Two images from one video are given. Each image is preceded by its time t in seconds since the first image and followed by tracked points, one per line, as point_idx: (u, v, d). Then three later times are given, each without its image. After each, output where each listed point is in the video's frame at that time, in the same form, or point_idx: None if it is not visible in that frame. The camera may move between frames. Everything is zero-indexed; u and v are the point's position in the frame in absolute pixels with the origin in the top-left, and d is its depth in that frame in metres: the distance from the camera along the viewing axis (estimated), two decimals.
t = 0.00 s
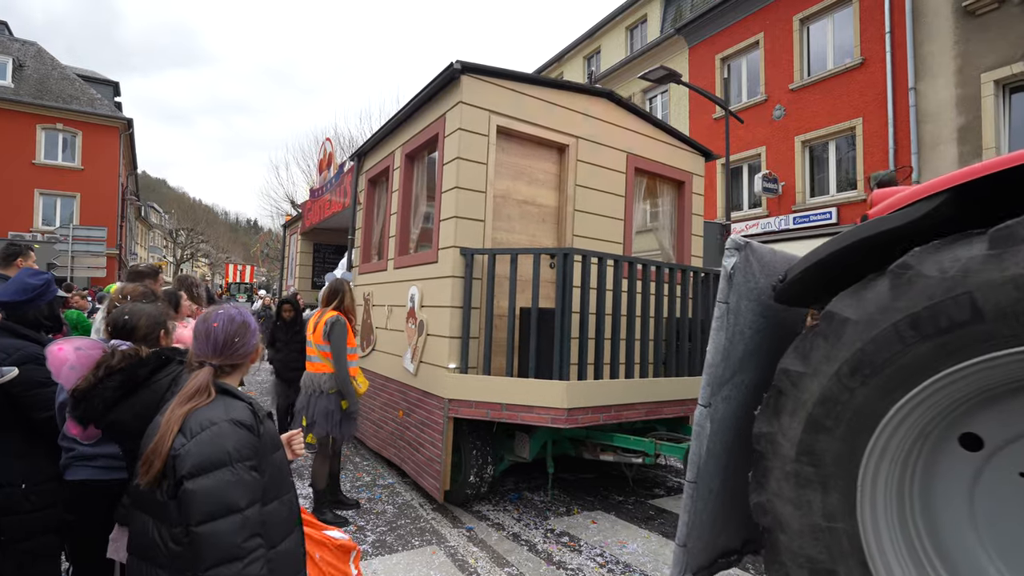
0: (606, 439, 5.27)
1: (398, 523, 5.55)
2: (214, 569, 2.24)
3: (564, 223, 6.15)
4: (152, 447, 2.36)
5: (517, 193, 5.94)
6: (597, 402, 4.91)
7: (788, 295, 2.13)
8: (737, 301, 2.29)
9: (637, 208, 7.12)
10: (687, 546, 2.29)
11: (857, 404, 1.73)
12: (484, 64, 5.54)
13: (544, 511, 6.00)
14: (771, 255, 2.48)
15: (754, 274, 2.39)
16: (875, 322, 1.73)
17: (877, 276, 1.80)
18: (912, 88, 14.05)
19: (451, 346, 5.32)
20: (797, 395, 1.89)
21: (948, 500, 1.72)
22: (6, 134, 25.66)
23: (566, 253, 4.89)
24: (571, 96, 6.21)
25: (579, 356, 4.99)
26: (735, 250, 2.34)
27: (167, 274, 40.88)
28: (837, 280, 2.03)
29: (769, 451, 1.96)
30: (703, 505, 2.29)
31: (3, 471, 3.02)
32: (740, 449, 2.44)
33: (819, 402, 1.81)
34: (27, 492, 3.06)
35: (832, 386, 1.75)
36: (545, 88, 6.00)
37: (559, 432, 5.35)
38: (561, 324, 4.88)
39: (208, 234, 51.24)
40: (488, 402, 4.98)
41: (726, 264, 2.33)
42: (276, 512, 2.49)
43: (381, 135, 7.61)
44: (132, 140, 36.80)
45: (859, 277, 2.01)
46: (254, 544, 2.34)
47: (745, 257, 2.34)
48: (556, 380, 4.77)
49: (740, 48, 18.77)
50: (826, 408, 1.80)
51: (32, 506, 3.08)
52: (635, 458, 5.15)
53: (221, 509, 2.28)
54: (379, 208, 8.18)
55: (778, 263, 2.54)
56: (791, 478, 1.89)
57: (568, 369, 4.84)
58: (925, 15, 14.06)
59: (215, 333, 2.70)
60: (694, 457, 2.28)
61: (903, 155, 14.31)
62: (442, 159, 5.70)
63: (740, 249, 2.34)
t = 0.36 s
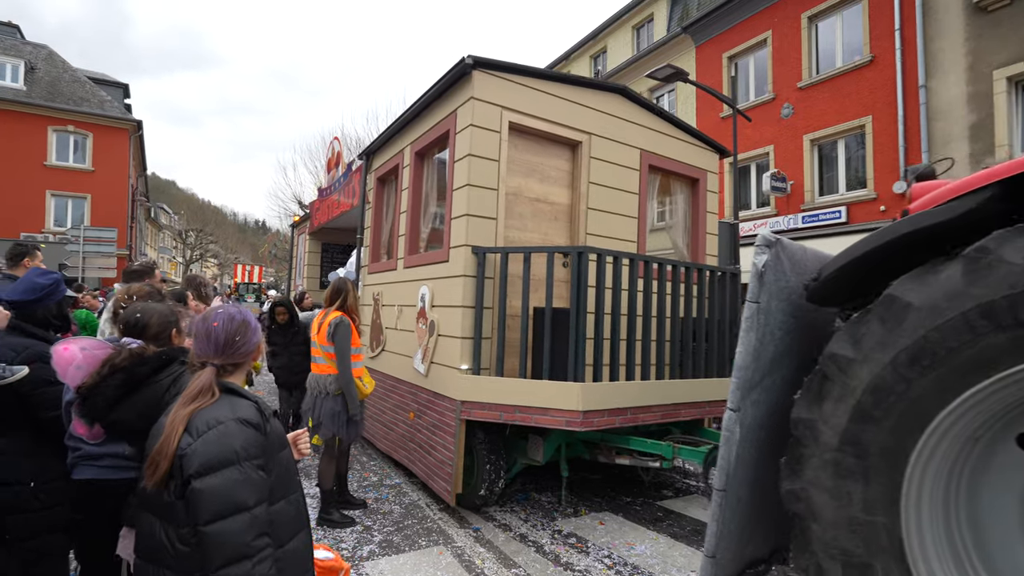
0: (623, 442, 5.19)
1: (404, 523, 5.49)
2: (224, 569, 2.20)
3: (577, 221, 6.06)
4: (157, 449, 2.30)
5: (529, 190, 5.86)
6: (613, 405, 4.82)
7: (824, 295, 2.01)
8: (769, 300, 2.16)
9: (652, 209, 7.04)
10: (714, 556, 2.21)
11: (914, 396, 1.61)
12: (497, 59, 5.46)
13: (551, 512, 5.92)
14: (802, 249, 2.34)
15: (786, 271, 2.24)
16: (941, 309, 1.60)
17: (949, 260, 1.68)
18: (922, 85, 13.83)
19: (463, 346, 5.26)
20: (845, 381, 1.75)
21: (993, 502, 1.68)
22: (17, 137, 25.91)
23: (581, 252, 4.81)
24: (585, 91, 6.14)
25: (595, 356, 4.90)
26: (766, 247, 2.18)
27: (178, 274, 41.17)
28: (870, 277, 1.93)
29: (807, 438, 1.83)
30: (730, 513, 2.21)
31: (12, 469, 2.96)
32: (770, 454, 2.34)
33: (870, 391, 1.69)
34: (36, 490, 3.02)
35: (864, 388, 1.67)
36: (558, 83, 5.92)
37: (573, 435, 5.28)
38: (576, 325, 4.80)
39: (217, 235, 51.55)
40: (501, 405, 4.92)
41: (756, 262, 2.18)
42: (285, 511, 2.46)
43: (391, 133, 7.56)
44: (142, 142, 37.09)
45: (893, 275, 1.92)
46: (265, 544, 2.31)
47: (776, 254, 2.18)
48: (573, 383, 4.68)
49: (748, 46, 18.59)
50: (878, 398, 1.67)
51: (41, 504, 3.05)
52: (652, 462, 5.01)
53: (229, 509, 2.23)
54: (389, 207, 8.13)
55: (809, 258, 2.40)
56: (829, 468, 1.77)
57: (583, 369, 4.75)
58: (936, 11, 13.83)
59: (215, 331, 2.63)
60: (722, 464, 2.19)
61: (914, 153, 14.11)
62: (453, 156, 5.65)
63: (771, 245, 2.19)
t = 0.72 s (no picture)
0: (654, 447, 5.09)
1: (425, 522, 5.47)
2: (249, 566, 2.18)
3: (605, 218, 5.97)
4: (181, 446, 2.29)
5: (556, 186, 5.78)
6: (646, 408, 4.71)
7: (882, 290, 1.90)
8: (823, 297, 2.05)
9: (680, 200, 6.90)
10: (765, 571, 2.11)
11: (1011, 384, 1.48)
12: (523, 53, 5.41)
13: (572, 513, 5.83)
14: (863, 245, 2.19)
15: (843, 267, 2.11)
16: None
17: None
18: (956, 77, 13.36)
19: (489, 347, 5.21)
20: (924, 368, 1.64)
21: None
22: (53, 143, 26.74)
23: (611, 250, 4.71)
24: (616, 86, 6.07)
25: (626, 357, 4.80)
26: (821, 240, 2.07)
27: (206, 275, 42.12)
28: (925, 275, 1.81)
29: (875, 424, 1.72)
30: (781, 525, 2.10)
31: (47, 464, 2.97)
32: (827, 464, 2.19)
33: (957, 378, 1.56)
34: (69, 484, 3.01)
35: (925, 387, 1.54)
36: (584, 77, 5.85)
37: (602, 438, 5.18)
38: (607, 323, 4.71)
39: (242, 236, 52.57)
40: (527, 407, 4.85)
41: (810, 257, 2.07)
42: (308, 508, 2.43)
43: (414, 131, 7.57)
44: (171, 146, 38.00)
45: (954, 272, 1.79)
46: (289, 541, 2.28)
47: (832, 248, 2.06)
48: (601, 385, 4.58)
49: (773, 40, 18.18)
50: (964, 387, 1.55)
51: (74, 497, 3.03)
52: (686, 467, 4.90)
53: (253, 505, 2.20)
54: (411, 206, 8.13)
55: (869, 256, 2.23)
56: (901, 458, 1.65)
57: (613, 372, 4.65)
58: None
59: (230, 330, 2.61)
60: (773, 473, 2.08)
61: (948, 147, 13.63)
62: (478, 152, 5.61)
63: (827, 239, 2.07)
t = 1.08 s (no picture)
0: (680, 451, 4.99)
1: (440, 521, 5.48)
2: (266, 560, 2.19)
3: (627, 216, 5.92)
4: (198, 443, 2.30)
5: (577, 183, 5.74)
6: (669, 411, 4.65)
7: (943, 290, 1.65)
8: (873, 296, 1.82)
9: (704, 198, 6.81)
10: None
11: None
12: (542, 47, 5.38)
13: (587, 514, 5.78)
14: (917, 244, 1.94)
15: (893, 264, 1.87)
16: None
17: None
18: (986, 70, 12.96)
19: (511, 347, 5.18)
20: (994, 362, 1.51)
21: None
22: (81, 148, 27.45)
23: (635, 248, 4.64)
24: (641, 79, 6.05)
25: (650, 359, 4.72)
26: (870, 236, 1.84)
27: (229, 275, 42.89)
28: (988, 279, 1.56)
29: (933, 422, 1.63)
30: (826, 540, 1.88)
31: (72, 458, 3.02)
32: (878, 485, 1.95)
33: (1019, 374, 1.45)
34: (94, 479, 3.06)
35: (1002, 388, 1.31)
36: (605, 70, 5.80)
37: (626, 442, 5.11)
38: (630, 322, 4.65)
39: (263, 238, 53.41)
40: (549, 409, 4.83)
41: (859, 254, 1.84)
42: (323, 503, 2.45)
43: (432, 129, 7.62)
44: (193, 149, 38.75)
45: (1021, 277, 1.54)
46: (306, 535, 2.30)
47: (882, 244, 1.83)
48: (626, 387, 4.51)
49: (793, 35, 17.86)
50: None
51: (99, 492, 3.09)
52: (713, 473, 4.79)
53: (270, 499, 2.22)
54: (429, 204, 8.16)
55: (924, 253, 1.99)
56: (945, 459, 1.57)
57: (638, 373, 4.57)
58: None
59: (242, 328, 2.63)
60: (818, 484, 1.86)
61: (976, 142, 13.24)
62: (498, 150, 5.59)
63: (877, 234, 1.84)
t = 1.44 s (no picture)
0: (698, 455, 4.91)
1: (448, 521, 5.50)
2: (271, 556, 2.21)
3: (643, 214, 5.90)
4: (209, 439, 2.34)
5: (591, 181, 5.73)
6: (689, 415, 4.61)
7: (985, 290, 1.36)
8: (916, 296, 1.58)
9: (721, 195, 6.77)
10: None
11: None
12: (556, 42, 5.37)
13: (596, 515, 5.77)
14: (966, 243, 1.67)
15: (944, 261, 1.61)
16: None
17: None
18: (1004, 65, 12.73)
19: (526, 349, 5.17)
20: None
21: None
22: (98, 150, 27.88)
23: (652, 246, 4.60)
24: (656, 74, 6.02)
25: (669, 360, 4.68)
26: (911, 232, 1.60)
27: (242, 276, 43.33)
28: None
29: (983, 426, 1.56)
30: (867, 558, 1.61)
31: (87, 455, 3.07)
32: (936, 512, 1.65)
33: None
34: (109, 476, 3.12)
35: None
36: (617, 66, 5.78)
37: (642, 445, 5.06)
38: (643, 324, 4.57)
39: (275, 238, 53.89)
40: (565, 411, 4.83)
41: (899, 252, 1.60)
42: (329, 502, 2.47)
43: (444, 128, 7.65)
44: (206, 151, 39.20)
45: None
46: (310, 534, 2.32)
47: (926, 240, 1.58)
48: (643, 389, 4.49)
49: (806, 32, 17.67)
50: None
51: (113, 489, 3.15)
52: (734, 478, 4.77)
53: (276, 497, 2.25)
54: (441, 204, 8.19)
55: (971, 252, 1.72)
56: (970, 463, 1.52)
57: (656, 375, 4.54)
58: None
59: (253, 328, 2.65)
60: (854, 493, 1.62)
61: (994, 139, 12.99)
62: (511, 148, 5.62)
63: (918, 231, 1.61)
